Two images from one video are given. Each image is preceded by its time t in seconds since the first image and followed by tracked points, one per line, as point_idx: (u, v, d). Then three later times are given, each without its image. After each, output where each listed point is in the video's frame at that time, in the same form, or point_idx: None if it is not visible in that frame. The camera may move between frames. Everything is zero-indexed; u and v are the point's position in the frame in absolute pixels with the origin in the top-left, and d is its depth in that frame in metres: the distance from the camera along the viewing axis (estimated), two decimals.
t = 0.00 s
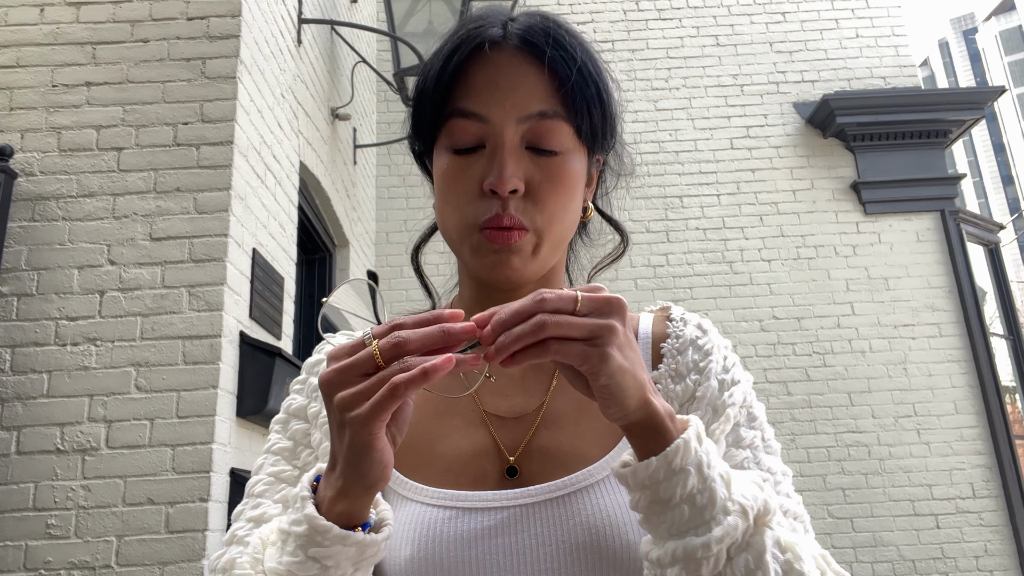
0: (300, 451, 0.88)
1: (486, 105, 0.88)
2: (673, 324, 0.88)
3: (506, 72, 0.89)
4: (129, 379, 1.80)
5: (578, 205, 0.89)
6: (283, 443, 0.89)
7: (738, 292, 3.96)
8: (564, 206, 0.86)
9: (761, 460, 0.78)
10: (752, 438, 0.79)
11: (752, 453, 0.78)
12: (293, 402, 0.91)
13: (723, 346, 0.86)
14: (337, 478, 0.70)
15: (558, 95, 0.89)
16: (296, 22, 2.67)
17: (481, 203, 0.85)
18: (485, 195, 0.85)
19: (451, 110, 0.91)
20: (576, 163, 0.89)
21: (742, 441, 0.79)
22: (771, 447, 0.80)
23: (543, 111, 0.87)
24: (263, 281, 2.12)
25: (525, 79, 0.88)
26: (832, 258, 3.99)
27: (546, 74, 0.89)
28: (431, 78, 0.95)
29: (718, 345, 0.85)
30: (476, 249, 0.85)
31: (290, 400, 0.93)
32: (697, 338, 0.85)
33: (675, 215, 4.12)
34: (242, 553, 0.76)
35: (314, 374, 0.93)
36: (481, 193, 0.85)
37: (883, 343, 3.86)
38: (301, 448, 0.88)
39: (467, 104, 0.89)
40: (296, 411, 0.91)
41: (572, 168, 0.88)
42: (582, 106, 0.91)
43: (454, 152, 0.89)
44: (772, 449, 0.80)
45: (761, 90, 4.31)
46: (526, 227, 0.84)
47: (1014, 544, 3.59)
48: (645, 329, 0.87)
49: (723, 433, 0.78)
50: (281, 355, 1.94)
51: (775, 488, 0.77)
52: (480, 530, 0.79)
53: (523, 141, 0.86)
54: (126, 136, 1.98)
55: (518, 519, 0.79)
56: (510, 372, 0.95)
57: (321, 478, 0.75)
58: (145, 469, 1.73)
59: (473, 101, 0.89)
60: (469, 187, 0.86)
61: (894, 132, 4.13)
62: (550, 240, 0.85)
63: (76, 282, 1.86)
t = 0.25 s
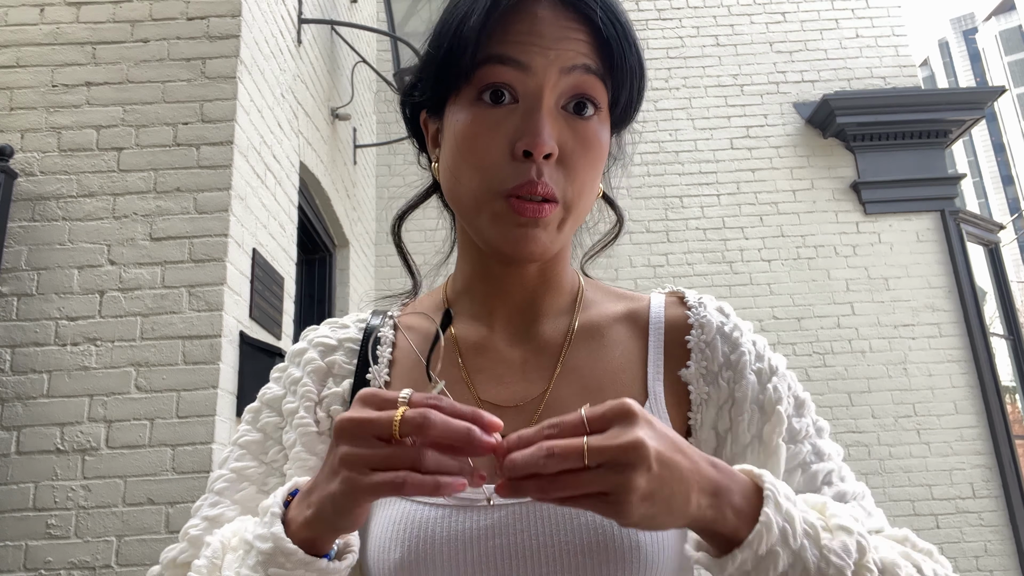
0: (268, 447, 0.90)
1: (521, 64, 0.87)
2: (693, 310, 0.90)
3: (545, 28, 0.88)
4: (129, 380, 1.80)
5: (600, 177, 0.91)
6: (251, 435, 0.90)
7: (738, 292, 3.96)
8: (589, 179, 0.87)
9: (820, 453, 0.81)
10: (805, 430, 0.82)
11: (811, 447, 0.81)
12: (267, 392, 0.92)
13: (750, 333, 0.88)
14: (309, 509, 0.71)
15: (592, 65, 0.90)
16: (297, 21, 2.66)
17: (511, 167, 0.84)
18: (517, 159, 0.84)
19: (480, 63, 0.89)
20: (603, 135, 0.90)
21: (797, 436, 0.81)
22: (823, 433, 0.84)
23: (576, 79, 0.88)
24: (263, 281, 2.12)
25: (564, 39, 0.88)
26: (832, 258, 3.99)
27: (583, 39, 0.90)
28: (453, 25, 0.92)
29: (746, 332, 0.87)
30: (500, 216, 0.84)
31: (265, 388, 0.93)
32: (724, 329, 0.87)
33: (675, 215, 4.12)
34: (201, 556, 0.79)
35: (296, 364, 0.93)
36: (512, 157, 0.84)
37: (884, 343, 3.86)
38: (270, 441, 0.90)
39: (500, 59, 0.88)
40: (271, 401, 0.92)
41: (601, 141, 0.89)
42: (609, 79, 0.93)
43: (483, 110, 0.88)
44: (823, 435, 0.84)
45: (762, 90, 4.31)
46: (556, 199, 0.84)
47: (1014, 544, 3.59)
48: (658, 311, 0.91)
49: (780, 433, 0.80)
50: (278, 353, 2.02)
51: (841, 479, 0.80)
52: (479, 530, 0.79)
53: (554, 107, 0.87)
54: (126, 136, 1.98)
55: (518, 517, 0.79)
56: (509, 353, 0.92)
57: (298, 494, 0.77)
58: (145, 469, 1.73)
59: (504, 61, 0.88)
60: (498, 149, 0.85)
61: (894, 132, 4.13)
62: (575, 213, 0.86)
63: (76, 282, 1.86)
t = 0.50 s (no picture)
0: (249, 441, 0.89)
1: (532, 51, 0.87)
2: (696, 304, 0.90)
3: (557, 16, 0.88)
4: (129, 380, 1.80)
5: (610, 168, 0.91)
6: (230, 426, 0.89)
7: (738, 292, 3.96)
8: (600, 170, 0.87)
9: (843, 427, 0.80)
10: (825, 407, 0.81)
11: (833, 423, 0.81)
12: (253, 383, 0.92)
13: (756, 322, 0.88)
14: (297, 544, 0.71)
15: (604, 54, 0.90)
16: (297, 21, 2.66)
17: (521, 157, 0.84)
18: (527, 149, 0.84)
19: (488, 49, 0.89)
20: (614, 124, 0.90)
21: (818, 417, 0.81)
22: (844, 406, 0.82)
23: (587, 68, 0.88)
24: (263, 280, 2.12)
25: (577, 27, 0.88)
26: (832, 258, 3.99)
27: (595, 28, 0.90)
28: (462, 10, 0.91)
29: (750, 321, 0.88)
30: (509, 207, 0.84)
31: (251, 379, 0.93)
32: (728, 322, 0.87)
33: (675, 215, 4.12)
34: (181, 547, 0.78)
35: (288, 358, 0.93)
36: (522, 146, 0.84)
37: (884, 343, 3.86)
38: (250, 434, 0.89)
39: (511, 45, 0.88)
40: (254, 392, 0.91)
41: (612, 130, 0.89)
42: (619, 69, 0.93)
43: (492, 98, 0.88)
44: (846, 407, 0.83)
45: (762, 90, 4.31)
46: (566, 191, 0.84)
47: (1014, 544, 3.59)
48: (663, 304, 0.92)
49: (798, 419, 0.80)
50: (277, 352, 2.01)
51: (868, 451, 0.79)
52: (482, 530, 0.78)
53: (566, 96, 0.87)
54: (126, 136, 1.98)
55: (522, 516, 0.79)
56: (514, 352, 0.92)
57: (285, 517, 0.78)
58: (145, 469, 1.73)
59: (515, 50, 0.88)
60: (508, 138, 0.85)
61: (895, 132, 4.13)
62: (585, 206, 0.86)
63: (76, 282, 1.86)
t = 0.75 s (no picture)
0: (250, 438, 0.89)
1: (537, 54, 0.87)
2: (699, 306, 0.91)
3: (562, 20, 0.88)
4: (129, 380, 1.80)
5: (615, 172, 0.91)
6: (232, 424, 0.89)
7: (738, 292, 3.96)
8: (604, 175, 0.87)
9: (850, 423, 0.80)
10: (831, 406, 0.81)
11: (840, 421, 0.81)
12: (254, 381, 0.91)
13: (759, 322, 0.89)
14: (315, 554, 0.70)
15: (609, 58, 0.90)
16: (297, 21, 2.66)
17: (524, 161, 0.84)
18: (530, 153, 0.84)
19: (491, 53, 0.89)
20: (620, 128, 0.90)
21: (826, 415, 0.81)
22: (848, 403, 0.83)
23: (592, 71, 0.88)
24: (263, 280, 2.12)
25: (582, 31, 0.88)
26: (832, 258, 3.99)
27: (601, 32, 0.90)
28: (466, 11, 0.91)
29: (753, 321, 0.88)
30: (512, 211, 0.84)
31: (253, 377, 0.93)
32: (731, 322, 0.88)
33: (675, 215, 4.12)
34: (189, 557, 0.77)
35: (292, 356, 0.93)
36: (525, 150, 0.84)
37: (883, 343, 3.86)
38: (251, 432, 0.89)
39: (515, 48, 0.88)
40: (257, 389, 0.91)
41: (618, 134, 0.89)
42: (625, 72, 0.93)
43: (495, 101, 0.88)
44: (850, 404, 0.83)
45: (762, 90, 4.31)
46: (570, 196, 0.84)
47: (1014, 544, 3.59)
48: (666, 307, 0.92)
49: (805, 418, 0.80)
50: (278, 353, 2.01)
51: (877, 447, 0.80)
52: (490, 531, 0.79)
53: (570, 99, 0.87)
54: (126, 136, 1.98)
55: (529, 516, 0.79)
56: (517, 352, 0.92)
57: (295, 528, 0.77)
58: (145, 469, 1.73)
59: (520, 53, 0.88)
60: (512, 142, 0.85)
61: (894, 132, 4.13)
62: (588, 211, 0.86)
63: (76, 282, 1.86)
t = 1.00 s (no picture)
0: (262, 430, 0.89)
1: (538, 61, 0.86)
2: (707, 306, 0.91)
3: (564, 27, 0.87)
4: (129, 379, 1.79)
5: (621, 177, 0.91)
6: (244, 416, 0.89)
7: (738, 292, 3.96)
8: (608, 182, 0.87)
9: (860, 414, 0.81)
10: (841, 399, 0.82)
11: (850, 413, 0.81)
12: (268, 375, 0.92)
13: (764, 320, 0.90)
14: (316, 513, 0.70)
15: (613, 64, 0.89)
16: (296, 21, 2.66)
17: (526, 171, 0.84)
18: (531, 163, 0.84)
19: (493, 63, 0.88)
20: (625, 133, 0.90)
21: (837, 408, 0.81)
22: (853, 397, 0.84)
23: (596, 79, 0.87)
24: (263, 280, 2.12)
25: (584, 38, 0.87)
26: (832, 258, 3.99)
27: (604, 37, 0.89)
28: (471, 19, 0.91)
29: (759, 319, 0.89)
30: (514, 220, 0.85)
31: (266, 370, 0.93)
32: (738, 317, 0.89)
33: (675, 215, 4.12)
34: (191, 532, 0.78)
35: (303, 349, 0.93)
36: (526, 160, 0.84)
37: (883, 343, 3.86)
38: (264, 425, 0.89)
39: (516, 56, 0.87)
40: (270, 383, 0.92)
41: (622, 140, 0.89)
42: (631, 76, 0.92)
43: (497, 109, 0.88)
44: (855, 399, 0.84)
45: (761, 90, 4.31)
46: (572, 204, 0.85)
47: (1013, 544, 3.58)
48: (674, 312, 0.92)
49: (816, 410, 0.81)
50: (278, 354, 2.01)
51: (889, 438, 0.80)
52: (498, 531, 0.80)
53: (573, 107, 0.86)
54: (126, 136, 1.98)
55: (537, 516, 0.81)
56: (525, 351, 0.92)
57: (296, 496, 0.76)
58: (145, 468, 1.73)
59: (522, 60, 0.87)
60: (513, 152, 0.85)
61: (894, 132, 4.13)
62: (592, 218, 0.87)
63: (76, 282, 1.86)
